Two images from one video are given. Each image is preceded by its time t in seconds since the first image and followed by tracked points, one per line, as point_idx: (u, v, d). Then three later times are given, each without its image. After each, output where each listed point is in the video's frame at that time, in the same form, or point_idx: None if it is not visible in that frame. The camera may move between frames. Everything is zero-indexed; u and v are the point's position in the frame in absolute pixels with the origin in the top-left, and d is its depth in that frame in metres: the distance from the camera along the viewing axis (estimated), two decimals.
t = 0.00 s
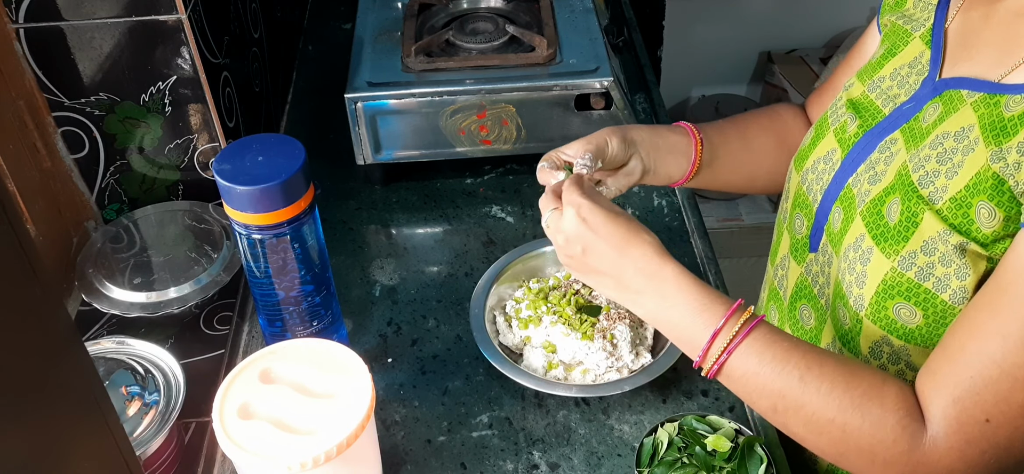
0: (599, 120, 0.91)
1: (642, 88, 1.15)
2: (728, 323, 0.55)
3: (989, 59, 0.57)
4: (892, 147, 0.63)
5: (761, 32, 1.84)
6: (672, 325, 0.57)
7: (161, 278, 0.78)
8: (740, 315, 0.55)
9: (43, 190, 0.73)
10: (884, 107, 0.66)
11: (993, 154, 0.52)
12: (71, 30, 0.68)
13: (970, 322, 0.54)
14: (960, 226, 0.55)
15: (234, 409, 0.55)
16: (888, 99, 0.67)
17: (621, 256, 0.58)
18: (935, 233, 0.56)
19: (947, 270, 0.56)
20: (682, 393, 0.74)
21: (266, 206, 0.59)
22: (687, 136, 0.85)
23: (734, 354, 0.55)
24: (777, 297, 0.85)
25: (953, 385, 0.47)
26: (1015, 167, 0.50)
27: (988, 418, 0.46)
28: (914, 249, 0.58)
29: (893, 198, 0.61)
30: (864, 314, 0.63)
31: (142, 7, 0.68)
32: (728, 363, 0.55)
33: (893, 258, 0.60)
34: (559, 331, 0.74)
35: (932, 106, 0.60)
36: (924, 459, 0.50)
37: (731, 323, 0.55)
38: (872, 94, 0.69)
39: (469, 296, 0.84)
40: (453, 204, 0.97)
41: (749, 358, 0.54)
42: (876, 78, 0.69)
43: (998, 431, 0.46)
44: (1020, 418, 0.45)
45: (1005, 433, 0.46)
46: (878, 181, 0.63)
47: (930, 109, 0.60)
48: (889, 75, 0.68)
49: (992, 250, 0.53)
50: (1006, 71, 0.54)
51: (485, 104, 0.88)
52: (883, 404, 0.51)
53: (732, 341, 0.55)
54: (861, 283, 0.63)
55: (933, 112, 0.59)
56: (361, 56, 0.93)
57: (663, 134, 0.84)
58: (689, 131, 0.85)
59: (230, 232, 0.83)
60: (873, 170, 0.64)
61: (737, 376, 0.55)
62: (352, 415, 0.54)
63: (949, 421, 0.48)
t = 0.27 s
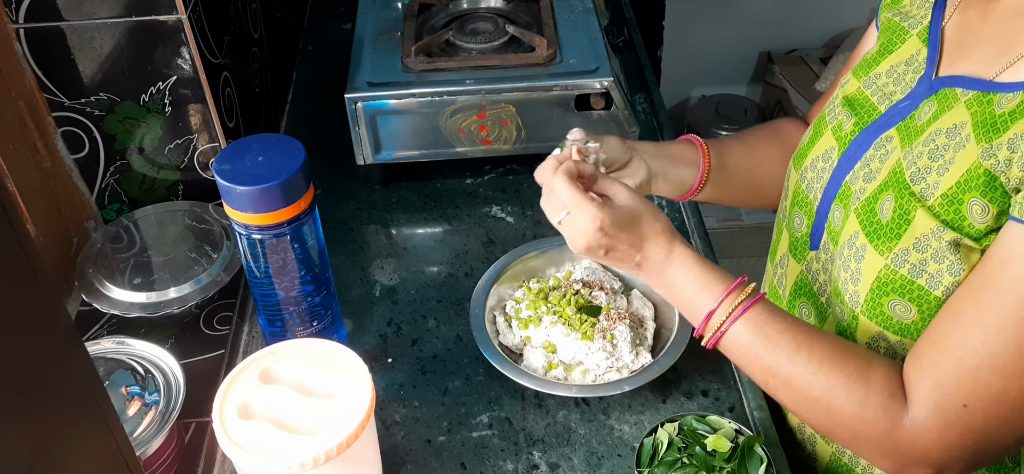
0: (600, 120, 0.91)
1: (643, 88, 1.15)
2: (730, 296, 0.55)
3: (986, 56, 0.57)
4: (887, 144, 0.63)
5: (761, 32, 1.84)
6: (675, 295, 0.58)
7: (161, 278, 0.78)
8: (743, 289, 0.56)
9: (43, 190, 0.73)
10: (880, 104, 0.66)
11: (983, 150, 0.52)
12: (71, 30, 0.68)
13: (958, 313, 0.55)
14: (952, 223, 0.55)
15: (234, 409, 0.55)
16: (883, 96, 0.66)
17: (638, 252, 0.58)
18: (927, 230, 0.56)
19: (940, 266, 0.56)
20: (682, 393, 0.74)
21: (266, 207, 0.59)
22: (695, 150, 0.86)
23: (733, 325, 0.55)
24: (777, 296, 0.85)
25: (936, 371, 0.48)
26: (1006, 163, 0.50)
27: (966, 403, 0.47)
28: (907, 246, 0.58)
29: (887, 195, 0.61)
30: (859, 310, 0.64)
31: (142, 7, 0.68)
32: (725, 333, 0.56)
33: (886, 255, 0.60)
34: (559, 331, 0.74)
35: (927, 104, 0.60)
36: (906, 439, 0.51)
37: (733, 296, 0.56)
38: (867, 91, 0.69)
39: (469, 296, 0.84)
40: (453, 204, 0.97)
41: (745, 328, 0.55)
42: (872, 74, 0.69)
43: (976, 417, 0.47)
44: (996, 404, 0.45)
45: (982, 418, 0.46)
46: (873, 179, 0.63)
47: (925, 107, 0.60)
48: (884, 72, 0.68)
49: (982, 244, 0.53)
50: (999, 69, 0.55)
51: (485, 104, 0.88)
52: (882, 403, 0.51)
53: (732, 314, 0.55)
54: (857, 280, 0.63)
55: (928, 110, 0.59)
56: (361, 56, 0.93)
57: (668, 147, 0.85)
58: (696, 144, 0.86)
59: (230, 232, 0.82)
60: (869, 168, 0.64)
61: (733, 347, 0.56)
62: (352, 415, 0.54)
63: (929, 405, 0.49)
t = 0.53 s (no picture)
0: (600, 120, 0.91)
1: (643, 88, 1.15)
2: (722, 303, 0.55)
3: (986, 54, 0.57)
4: (890, 144, 0.63)
5: (761, 32, 1.84)
6: (664, 307, 0.57)
7: (161, 278, 0.78)
8: (735, 296, 0.56)
9: (43, 190, 0.73)
10: (881, 104, 0.66)
11: (988, 149, 0.52)
12: (71, 30, 0.68)
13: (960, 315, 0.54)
14: (955, 223, 0.55)
15: (235, 409, 0.55)
16: (884, 96, 0.66)
17: (611, 236, 0.59)
18: (930, 229, 0.56)
19: (942, 266, 0.55)
20: (682, 393, 0.74)
21: (266, 206, 0.59)
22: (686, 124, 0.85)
23: (726, 334, 0.55)
24: (774, 294, 0.85)
25: (942, 374, 0.47)
26: (1010, 161, 0.50)
27: (976, 407, 0.46)
28: (911, 246, 0.58)
29: (890, 194, 0.61)
30: (862, 311, 0.63)
31: (142, 7, 0.68)
32: (718, 344, 0.55)
33: (889, 255, 0.60)
34: (559, 331, 0.74)
35: (929, 103, 0.60)
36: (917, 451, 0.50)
37: (725, 303, 0.55)
38: (868, 90, 0.69)
39: (469, 296, 0.84)
40: (453, 204, 0.97)
41: (740, 338, 0.54)
42: (872, 74, 0.69)
43: (985, 422, 0.46)
44: (1007, 408, 0.44)
45: (992, 424, 0.46)
46: (875, 179, 0.63)
47: (927, 106, 0.60)
48: (885, 72, 0.68)
49: (987, 245, 0.53)
50: (1001, 68, 0.55)
51: (485, 104, 0.88)
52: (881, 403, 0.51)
53: (726, 322, 0.55)
54: (859, 280, 0.63)
55: (930, 109, 0.59)
56: (361, 56, 0.93)
57: (664, 123, 0.84)
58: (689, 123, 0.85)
59: (230, 232, 0.82)
60: (872, 168, 0.64)
61: (726, 359, 0.55)
62: (352, 415, 0.54)
63: (937, 411, 0.48)
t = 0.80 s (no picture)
0: (600, 119, 0.91)
1: (643, 88, 1.15)
2: (717, 304, 0.56)
3: (975, 52, 0.57)
4: (879, 143, 0.63)
5: (762, 32, 1.84)
6: (660, 309, 0.58)
7: (161, 278, 0.78)
8: (729, 298, 0.56)
9: (43, 190, 0.73)
10: (872, 104, 0.66)
11: (974, 148, 0.52)
12: (71, 30, 0.68)
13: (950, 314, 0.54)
14: (943, 220, 0.55)
15: (235, 409, 0.55)
16: (876, 96, 0.66)
17: (622, 249, 0.58)
18: (918, 227, 0.56)
19: (931, 264, 0.55)
20: (682, 393, 0.74)
21: (266, 207, 0.59)
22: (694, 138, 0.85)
23: (722, 334, 0.55)
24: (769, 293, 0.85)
25: (932, 374, 0.47)
26: (996, 160, 0.51)
27: (964, 406, 0.46)
28: (900, 243, 0.58)
29: (879, 193, 0.61)
30: (852, 309, 0.63)
31: (142, 7, 0.68)
32: (714, 344, 0.55)
33: (879, 253, 0.60)
34: (559, 331, 0.74)
35: (917, 101, 0.60)
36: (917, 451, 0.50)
37: (719, 305, 0.56)
38: (860, 92, 0.69)
39: (469, 296, 0.84)
40: (453, 204, 0.97)
41: (735, 338, 0.55)
42: (865, 75, 0.69)
43: (974, 420, 0.45)
44: (995, 407, 0.44)
45: (980, 423, 0.45)
46: (865, 177, 0.63)
47: (915, 105, 0.60)
48: (876, 72, 0.68)
49: (973, 244, 0.53)
50: (988, 67, 0.55)
51: (485, 103, 0.88)
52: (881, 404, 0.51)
53: (721, 321, 0.55)
54: (849, 278, 0.63)
55: (919, 108, 0.59)
56: (361, 56, 0.93)
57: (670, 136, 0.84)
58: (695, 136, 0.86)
59: (230, 232, 0.83)
60: (861, 166, 0.64)
61: (721, 361, 0.56)
62: (352, 415, 0.54)
63: (926, 410, 0.48)
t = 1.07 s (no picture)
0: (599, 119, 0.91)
1: (642, 88, 1.15)
2: (737, 290, 0.55)
3: (968, 55, 0.57)
4: (877, 144, 0.63)
5: (762, 32, 1.84)
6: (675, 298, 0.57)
7: (161, 278, 0.78)
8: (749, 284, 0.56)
9: (43, 190, 0.73)
10: (868, 105, 0.66)
11: (974, 149, 0.52)
12: (71, 30, 0.68)
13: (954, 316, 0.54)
14: (942, 222, 0.55)
15: (235, 409, 0.55)
16: (872, 97, 0.66)
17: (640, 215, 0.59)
18: (916, 229, 0.56)
19: (928, 266, 0.55)
20: (682, 393, 0.74)
21: (266, 206, 0.59)
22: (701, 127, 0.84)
23: (739, 319, 0.54)
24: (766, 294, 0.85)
25: (940, 377, 0.47)
26: (995, 160, 0.50)
27: (975, 410, 0.46)
28: (898, 245, 0.58)
29: (878, 194, 0.61)
30: (850, 310, 0.64)
31: (142, 7, 0.68)
32: (730, 330, 0.55)
33: (877, 254, 0.60)
34: (559, 331, 0.74)
35: (915, 103, 0.60)
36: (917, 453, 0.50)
37: (739, 290, 0.56)
38: (856, 92, 0.69)
39: (469, 296, 0.84)
40: (453, 204, 0.97)
41: (751, 327, 0.54)
42: (861, 76, 0.69)
43: (984, 424, 0.46)
44: (1007, 410, 0.45)
45: (994, 425, 0.45)
46: (863, 179, 0.63)
47: (913, 106, 0.60)
48: (873, 73, 0.68)
49: (973, 245, 0.53)
50: (984, 68, 0.55)
51: (485, 104, 0.88)
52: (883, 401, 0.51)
53: (741, 306, 0.55)
54: (847, 279, 0.63)
55: (917, 110, 0.59)
56: (361, 56, 0.93)
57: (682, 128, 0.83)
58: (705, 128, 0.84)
59: (230, 232, 0.83)
60: (859, 168, 0.64)
61: (734, 348, 0.55)
62: (352, 415, 0.54)
63: (937, 413, 0.47)
